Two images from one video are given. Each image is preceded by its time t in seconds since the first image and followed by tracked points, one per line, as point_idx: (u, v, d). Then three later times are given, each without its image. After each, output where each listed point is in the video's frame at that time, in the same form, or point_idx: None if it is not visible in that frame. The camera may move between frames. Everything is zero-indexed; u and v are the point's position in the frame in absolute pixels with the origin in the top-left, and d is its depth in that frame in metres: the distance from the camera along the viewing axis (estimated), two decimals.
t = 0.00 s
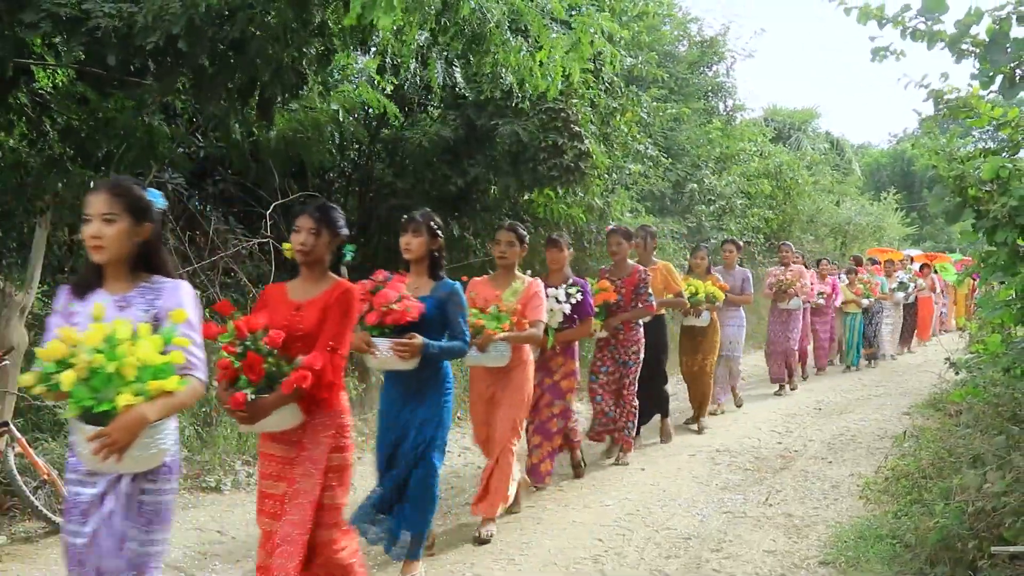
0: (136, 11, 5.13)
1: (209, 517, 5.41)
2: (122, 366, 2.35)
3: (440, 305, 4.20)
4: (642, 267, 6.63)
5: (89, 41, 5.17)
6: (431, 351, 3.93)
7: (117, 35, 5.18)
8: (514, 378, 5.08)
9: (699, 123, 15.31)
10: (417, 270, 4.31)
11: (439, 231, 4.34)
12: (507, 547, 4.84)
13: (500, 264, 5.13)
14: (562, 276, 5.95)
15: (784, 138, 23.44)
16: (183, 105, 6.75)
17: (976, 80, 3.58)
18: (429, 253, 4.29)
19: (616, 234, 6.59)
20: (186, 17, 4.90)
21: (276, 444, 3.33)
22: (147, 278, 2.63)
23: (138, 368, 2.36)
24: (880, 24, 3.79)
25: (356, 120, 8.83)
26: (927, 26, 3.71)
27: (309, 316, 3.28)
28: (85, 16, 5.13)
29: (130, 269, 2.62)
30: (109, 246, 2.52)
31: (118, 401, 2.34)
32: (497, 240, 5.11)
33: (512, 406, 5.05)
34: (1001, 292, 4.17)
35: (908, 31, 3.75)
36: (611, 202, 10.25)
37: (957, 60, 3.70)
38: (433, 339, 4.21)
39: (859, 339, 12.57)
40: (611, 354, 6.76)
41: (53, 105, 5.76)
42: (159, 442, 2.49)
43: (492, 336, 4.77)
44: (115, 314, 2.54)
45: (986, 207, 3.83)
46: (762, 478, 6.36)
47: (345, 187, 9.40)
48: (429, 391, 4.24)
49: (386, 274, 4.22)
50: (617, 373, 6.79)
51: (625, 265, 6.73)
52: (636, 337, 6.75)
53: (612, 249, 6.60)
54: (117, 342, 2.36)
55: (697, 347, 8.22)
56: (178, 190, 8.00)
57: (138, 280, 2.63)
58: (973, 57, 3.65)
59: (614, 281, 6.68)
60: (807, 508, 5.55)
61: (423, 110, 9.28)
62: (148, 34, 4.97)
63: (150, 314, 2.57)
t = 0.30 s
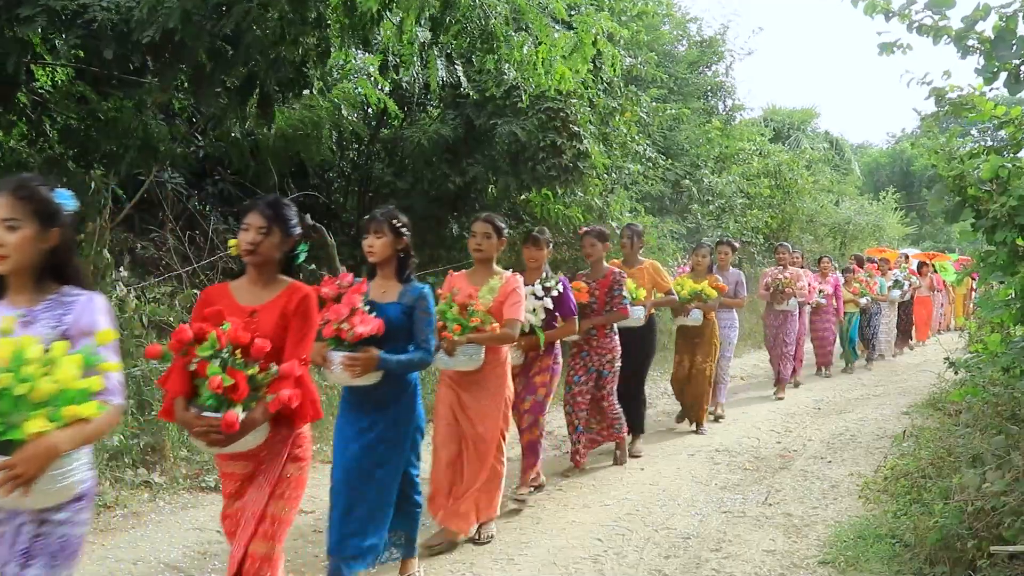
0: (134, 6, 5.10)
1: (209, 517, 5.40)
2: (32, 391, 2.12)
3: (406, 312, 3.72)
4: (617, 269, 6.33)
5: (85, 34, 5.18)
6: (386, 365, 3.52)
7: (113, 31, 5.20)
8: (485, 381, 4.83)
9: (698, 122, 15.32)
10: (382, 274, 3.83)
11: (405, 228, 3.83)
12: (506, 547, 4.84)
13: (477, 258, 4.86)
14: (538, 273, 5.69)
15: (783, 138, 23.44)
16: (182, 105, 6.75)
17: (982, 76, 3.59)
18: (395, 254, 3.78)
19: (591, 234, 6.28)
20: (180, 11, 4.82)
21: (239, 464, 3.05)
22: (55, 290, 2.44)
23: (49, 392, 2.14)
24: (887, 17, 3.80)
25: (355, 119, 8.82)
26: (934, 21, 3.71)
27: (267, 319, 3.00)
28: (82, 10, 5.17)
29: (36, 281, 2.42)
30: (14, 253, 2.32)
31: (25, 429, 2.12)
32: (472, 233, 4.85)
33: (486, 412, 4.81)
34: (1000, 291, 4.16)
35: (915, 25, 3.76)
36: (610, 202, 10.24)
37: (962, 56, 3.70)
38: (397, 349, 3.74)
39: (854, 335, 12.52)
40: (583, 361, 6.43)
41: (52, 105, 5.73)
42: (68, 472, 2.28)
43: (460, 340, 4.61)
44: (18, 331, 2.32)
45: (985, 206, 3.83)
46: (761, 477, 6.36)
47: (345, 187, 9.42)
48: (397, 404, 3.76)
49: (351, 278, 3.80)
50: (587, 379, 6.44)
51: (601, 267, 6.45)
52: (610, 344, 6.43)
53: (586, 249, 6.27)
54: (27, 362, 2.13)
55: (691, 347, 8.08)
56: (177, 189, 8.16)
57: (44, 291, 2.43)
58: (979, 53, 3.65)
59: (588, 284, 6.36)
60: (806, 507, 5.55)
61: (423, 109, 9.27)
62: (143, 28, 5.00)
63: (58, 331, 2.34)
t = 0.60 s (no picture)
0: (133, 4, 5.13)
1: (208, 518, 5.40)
2: None
3: (363, 305, 3.59)
4: (595, 267, 6.19)
5: (83, 32, 5.26)
6: (346, 366, 3.35)
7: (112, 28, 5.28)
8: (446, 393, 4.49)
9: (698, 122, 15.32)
10: (337, 268, 3.69)
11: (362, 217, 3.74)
12: (505, 547, 4.84)
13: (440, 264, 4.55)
14: (523, 273, 5.40)
15: (782, 138, 23.44)
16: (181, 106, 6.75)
17: (984, 76, 3.60)
18: (352, 244, 3.69)
19: (564, 233, 6.04)
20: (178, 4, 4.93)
21: (170, 477, 2.72)
22: None
23: None
24: (889, 15, 3.80)
25: (354, 118, 8.83)
26: (936, 20, 3.72)
27: (209, 321, 2.71)
28: (79, 8, 5.27)
29: None
30: None
31: None
32: (433, 237, 4.54)
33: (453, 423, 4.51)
34: (1000, 291, 4.16)
35: (916, 24, 3.77)
36: (609, 202, 10.24)
37: (964, 55, 3.70)
38: (355, 344, 3.60)
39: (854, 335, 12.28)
40: (565, 363, 6.14)
41: (52, 106, 5.68)
42: None
43: (429, 347, 4.30)
44: None
45: (985, 205, 3.84)
46: (760, 477, 6.36)
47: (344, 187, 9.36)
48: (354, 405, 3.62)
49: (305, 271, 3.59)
50: (576, 386, 6.10)
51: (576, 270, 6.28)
52: (593, 345, 6.17)
53: (563, 248, 6.05)
54: None
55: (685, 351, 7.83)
56: (177, 188, 8.14)
57: None
58: (980, 52, 3.65)
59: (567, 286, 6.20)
60: (805, 507, 5.55)
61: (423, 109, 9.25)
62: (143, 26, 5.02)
63: None
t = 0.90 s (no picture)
0: (133, 5, 5.13)
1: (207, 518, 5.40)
2: None
3: (328, 315, 3.31)
4: (581, 267, 5.97)
5: (84, 32, 5.24)
6: (309, 380, 3.11)
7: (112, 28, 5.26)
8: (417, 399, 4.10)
9: (698, 122, 15.30)
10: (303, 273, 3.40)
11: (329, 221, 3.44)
12: (504, 547, 4.84)
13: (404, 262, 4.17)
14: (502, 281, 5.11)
15: (782, 138, 23.43)
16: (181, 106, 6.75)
17: (982, 77, 3.60)
18: (317, 251, 3.40)
19: (550, 230, 5.90)
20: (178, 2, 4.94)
21: (93, 508, 2.45)
22: None
23: None
24: (887, 16, 3.81)
25: (354, 118, 8.86)
26: (934, 21, 3.72)
27: (129, 337, 2.43)
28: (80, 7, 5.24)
29: None
30: None
31: None
32: (397, 232, 4.15)
33: (421, 424, 4.08)
34: (1000, 291, 4.15)
35: (914, 24, 3.77)
36: (608, 202, 10.23)
37: (962, 56, 3.71)
38: (320, 359, 3.32)
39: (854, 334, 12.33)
40: (551, 367, 5.95)
41: (53, 105, 5.62)
42: None
43: (405, 353, 3.92)
44: None
45: (984, 206, 3.85)
46: (759, 478, 6.36)
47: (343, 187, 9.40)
48: (318, 416, 3.34)
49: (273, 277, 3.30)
50: (561, 392, 6.00)
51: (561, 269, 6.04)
52: (577, 347, 6.05)
53: (547, 246, 5.85)
54: None
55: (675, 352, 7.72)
56: (176, 188, 8.13)
57: None
58: (978, 53, 3.65)
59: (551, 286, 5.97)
60: (804, 507, 5.55)
61: (422, 109, 9.24)
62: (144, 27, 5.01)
63: None
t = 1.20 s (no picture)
0: (134, 7, 5.12)
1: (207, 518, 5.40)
2: None
3: (279, 311, 2.83)
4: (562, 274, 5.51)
5: (84, 34, 5.22)
6: (243, 382, 2.67)
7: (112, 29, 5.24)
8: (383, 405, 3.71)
9: (698, 122, 15.27)
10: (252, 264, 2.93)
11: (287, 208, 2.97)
12: (503, 546, 4.84)
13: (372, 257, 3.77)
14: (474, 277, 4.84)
15: (781, 138, 23.43)
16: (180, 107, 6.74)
17: (980, 78, 3.61)
18: (270, 241, 2.93)
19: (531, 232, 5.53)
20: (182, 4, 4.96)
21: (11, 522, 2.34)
22: None
23: None
24: (885, 18, 3.81)
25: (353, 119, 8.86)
26: (931, 22, 3.72)
27: (37, 331, 2.37)
28: (81, 9, 5.16)
29: None
30: None
31: None
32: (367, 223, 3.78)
33: (385, 433, 3.70)
34: (999, 291, 4.15)
35: (913, 26, 3.77)
36: (608, 202, 10.22)
37: (960, 57, 3.71)
38: (270, 359, 2.83)
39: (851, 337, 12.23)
40: (529, 376, 5.54)
41: (51, 104, 5.74)
42: None
43: (351, 355, 3.43)
44: None
45: (983, 206, 3.84)
46: (759, 478, 6.36)
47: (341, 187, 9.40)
48: (263, 422, 2.85)
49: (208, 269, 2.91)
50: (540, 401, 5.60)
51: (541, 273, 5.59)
52: (558, 359, 5.68)
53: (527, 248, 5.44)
54: None
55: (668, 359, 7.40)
56: (175, 188, 8.15)
57: None
58: (977, 54, 3.65)
59: (528, 292, 5.52)
60: (804, 508, 5.55)
61: (422, 109, 9.23)
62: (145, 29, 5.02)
63: None
